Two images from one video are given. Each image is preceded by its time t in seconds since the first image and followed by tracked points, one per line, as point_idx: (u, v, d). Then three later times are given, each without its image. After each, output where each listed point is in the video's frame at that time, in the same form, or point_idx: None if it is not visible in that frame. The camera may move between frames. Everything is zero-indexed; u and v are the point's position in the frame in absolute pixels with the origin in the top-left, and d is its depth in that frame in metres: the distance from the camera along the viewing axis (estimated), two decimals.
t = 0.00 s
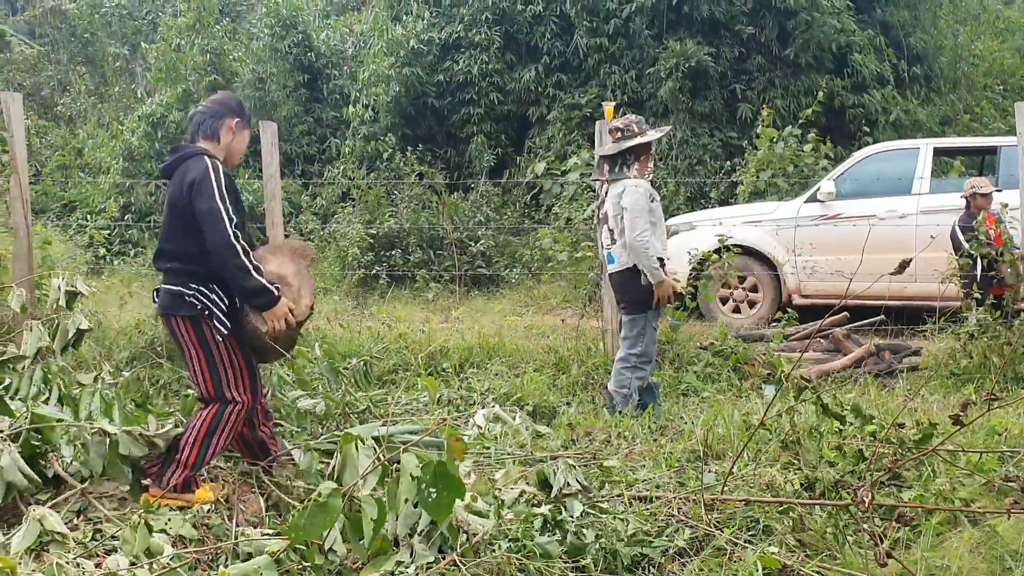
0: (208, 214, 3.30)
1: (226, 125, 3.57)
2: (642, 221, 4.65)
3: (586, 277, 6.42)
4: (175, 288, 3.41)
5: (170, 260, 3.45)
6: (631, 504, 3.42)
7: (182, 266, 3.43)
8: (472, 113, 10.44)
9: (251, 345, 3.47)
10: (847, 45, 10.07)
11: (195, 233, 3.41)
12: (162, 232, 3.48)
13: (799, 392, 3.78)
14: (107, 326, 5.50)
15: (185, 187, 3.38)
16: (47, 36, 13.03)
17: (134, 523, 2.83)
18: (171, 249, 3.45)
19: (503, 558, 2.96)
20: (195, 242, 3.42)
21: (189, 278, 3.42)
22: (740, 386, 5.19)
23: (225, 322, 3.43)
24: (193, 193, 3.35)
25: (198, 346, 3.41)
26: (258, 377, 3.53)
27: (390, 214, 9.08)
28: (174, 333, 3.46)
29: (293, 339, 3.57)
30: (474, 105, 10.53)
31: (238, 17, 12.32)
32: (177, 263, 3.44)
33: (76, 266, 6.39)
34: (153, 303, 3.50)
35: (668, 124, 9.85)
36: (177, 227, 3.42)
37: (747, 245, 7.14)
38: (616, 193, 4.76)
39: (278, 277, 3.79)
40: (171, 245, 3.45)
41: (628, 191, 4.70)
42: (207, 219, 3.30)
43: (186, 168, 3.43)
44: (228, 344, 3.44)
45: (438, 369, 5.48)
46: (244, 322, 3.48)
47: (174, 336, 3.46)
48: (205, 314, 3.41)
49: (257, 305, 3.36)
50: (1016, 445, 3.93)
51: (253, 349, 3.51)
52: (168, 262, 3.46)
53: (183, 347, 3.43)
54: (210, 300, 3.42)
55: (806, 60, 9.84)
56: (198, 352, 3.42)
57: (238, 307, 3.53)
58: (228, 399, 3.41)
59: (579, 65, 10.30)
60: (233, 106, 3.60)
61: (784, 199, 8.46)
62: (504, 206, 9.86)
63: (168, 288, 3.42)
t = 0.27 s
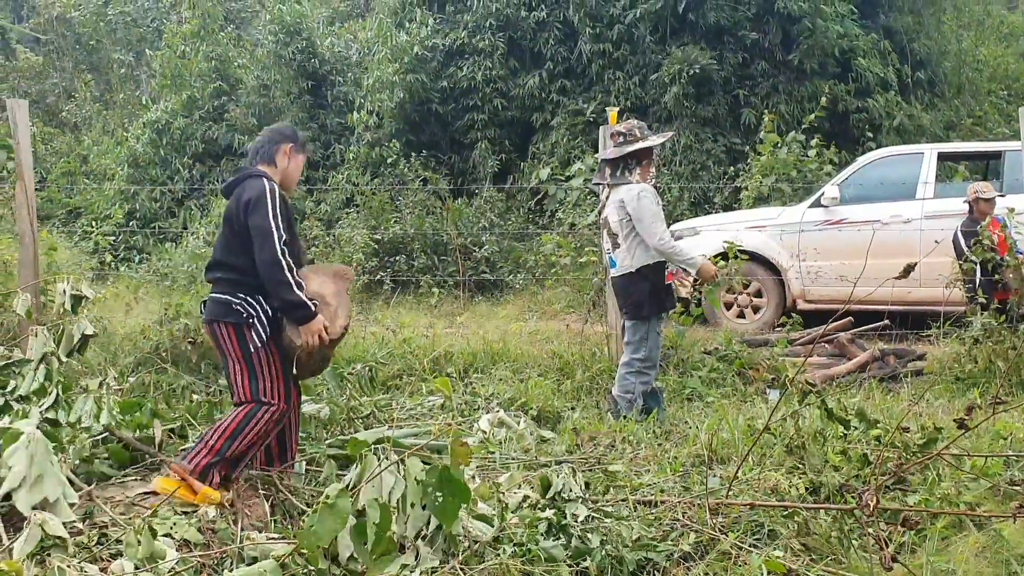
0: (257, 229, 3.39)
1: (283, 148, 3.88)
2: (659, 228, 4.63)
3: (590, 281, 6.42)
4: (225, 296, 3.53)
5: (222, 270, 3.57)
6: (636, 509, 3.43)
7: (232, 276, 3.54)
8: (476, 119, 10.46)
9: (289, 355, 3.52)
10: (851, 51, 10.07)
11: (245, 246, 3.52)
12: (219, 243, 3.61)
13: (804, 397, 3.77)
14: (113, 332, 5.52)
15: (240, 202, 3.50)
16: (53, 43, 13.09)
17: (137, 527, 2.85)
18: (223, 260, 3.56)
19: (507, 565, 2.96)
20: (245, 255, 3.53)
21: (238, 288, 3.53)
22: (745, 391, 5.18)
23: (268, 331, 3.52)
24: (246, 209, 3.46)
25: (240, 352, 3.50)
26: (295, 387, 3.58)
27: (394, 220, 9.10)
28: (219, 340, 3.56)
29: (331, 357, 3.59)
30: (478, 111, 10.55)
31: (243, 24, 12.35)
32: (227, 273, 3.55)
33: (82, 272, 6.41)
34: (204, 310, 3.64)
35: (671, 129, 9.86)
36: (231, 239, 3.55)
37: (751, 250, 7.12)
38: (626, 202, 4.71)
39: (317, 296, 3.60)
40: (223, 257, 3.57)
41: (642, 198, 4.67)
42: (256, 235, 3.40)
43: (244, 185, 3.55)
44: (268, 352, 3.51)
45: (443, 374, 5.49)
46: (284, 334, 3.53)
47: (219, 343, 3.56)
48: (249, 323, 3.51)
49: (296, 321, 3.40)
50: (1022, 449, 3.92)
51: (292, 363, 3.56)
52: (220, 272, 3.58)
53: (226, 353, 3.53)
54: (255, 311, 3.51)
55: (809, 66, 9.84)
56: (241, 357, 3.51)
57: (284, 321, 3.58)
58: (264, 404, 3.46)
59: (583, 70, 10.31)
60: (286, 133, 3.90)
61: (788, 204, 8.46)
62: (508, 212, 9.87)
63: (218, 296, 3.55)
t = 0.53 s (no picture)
0: (322, 226, 3.57)
1: (304, 141, 3.75)
2: (659, 234, 4.67)
3: (589, 284, 6.42)
4: (288, 293, 3.64)
5: (277, 269, 3.67)
6: (636, 510, 3.42)
7: (291, 272, 3.66)
8: (476, 122, 10.46)
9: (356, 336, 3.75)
10: (850, 54, 10.08)
11: (301, 243, 3.65)
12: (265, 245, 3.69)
13: (804, 399, 3.76)
14: (112, 333, 5.52)
15: (289, 203, 3.61)
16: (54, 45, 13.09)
17: (133, 526, 2.84)
18: (277, 259, 3.67)
19: (506, 566, 2.95)
20: (300, 252, 3.66)
21: (301, 284, 3.66)
22: (745, 393, 5.18)
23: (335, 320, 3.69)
24: (301, 208, 3.59)
25: (313, 340, 3.64)
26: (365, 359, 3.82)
27: (395, 222, 9.10)
28: (282, 335, 3.67)
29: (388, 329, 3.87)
30: (479, 114, 10.54)
31: (243, 27, 12.36)
32: (285, 271, 3.66)
33: (82, 274, 6.40)
34: (257, 310, 3.71)
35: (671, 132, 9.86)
36: (283, 240, 3.65)
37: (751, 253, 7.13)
38: (629, 203, 4.68)
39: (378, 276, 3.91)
40: (276, 257, 3.67)
41: (645, 202, 4.66)
42: (322, 231, 3.57)
43: (283, 186, 3.66)
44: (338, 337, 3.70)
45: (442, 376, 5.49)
46: (349, 317, 3.73)
47: (283, 337, 3.67)
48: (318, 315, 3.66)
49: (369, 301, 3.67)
50: (1022, 452, 3.91)
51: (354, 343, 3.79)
52: (274, 271, 3.68)
53: (296, 344, 3.65)
54: (320, 301, 3.67)
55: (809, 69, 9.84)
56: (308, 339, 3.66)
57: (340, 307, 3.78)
58: (338, 372, 3.66)
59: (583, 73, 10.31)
60: (302, 125, 3.74)
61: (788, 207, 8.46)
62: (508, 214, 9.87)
63: (280, 295, 3.65)
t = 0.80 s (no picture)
0: (387, 240, 3.53)
1: (347, 154, 3.73)
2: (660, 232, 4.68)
3: (586, 285, 6.42)
4: (357, 307, 3.59)
5: (342, 285, 3.62)
6: (631, 511, 3.41)
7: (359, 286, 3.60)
8: (473, 123, 10.45)
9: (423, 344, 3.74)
10: (846, 56, 10.08)
11: (363, 257, 3.61)
12: (326, 263, 3.63)
13: (799, 400, 3.76)
14: (107, 333, 5.51)
15: (347, 220, 3.56)
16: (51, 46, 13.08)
17: (125, 525, 2.84)
18: (342, 275, 3.61)
19: (501, 566, 2.93)
20: (362, 267, 3.61)
21: (371, 297, 3.61)
22: (741, 394, 5.17)
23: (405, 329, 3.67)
24: (362, 225, 3.54)
25: (388, 352, 3.62)
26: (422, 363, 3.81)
27: (391, 223, 9.09)
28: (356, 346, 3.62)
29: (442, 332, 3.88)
30: (475, 115, 10.54)
31: (240, 28, 12.35)
32: (350, 286, 3.61)
33: (78, 275, 6.38)
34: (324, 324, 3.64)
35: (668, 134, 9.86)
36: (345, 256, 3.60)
37: (746, 255, 7.17)
38: (630, 203, 4.65)
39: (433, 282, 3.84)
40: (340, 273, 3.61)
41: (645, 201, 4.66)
42: (387, 245, 3.54)
43: (338, 203, 3.60)
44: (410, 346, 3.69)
45: (438, 377, 5.48)
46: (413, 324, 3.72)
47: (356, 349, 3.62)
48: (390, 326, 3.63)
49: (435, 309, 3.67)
50: (1018, 453, 3.91)
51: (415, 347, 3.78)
52: (340, 287, 3.62)
53: (371, 356, 3.62)
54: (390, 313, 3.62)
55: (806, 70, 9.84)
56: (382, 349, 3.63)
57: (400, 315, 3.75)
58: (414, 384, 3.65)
59: (580, 75, 10.30)
60: (344, 139, 3.73)
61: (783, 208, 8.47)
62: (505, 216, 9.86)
63: (350, 310, 3.60)
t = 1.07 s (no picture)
0: (462, 253, 3.85)
1: (428, 164, 3.96)
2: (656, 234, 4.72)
3: (581, 286, 6.42)
4: (421, 311, 3.91)
5: (408, 289, 3.89)
6: (626, 512, 3.41)
7: (424, 293, 3.91)
8: (469, 124, 10.45)
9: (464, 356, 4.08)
10: (842, 58, 10.09)
11: (433, 265, 3.91)
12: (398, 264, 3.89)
13: (795, 401, 3.77)
14: (101, 333, 5.49)
15: (429, 228, 3.85)
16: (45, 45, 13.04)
17: (120, 526, 2.83)
18: (411, 280, 3.89)
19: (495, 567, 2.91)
20: (431, 274, 3.91)
21: (433, 304, 3.93)
22: (736, 395, 5.18)
23: (455, 340, 4.01)
24: (443, 235, 3.84)
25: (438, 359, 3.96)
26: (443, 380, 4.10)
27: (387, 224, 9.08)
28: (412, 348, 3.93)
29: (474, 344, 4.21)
30: (471, 115, 10.53)
31: (235, 27, 12.33)
32: (416, 290, 3.90)
33: (72, 275, 6.36)
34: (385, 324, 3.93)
35: (664, 135, 9.87)
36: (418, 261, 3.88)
37: (742, 256, 7.18)
38: (631, 208, 4.61)
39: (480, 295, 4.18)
40: (408, 277, 3.89)
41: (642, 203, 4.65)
42: (461, 258, 3.86)
43: (421, 211, 3.88)
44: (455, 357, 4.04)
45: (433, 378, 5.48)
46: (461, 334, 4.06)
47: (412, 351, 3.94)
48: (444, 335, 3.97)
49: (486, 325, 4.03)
50: (1012, 455, 3.91)
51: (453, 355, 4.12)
52: (407, 289, 3.90)
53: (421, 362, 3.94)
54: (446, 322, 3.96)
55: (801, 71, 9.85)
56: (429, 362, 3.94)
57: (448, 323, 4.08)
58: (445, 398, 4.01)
59: (576, 76, 10.31)
60: (427, 149, 3.95)
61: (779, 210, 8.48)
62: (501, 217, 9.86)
63: (414, 312, 3.90)
